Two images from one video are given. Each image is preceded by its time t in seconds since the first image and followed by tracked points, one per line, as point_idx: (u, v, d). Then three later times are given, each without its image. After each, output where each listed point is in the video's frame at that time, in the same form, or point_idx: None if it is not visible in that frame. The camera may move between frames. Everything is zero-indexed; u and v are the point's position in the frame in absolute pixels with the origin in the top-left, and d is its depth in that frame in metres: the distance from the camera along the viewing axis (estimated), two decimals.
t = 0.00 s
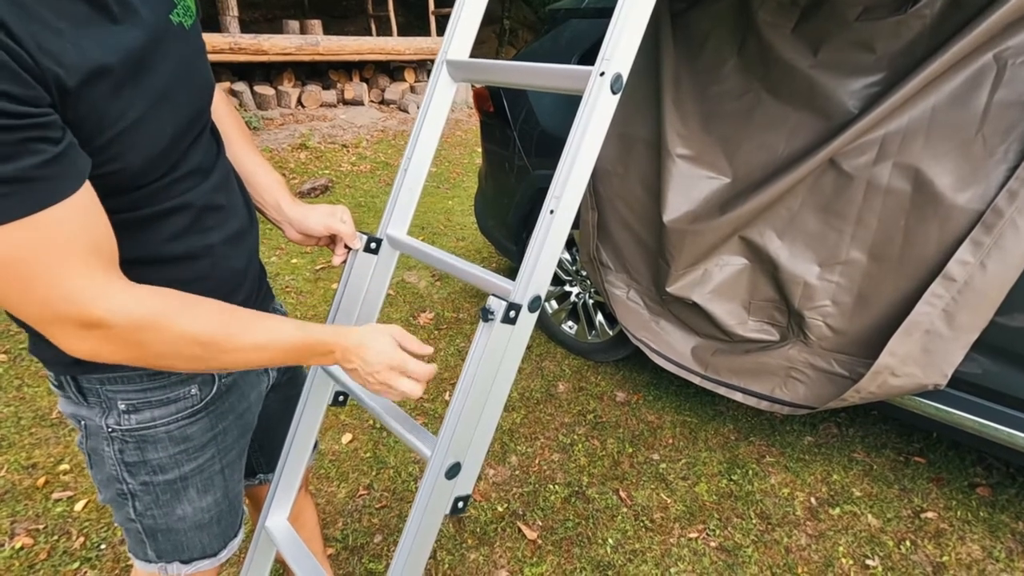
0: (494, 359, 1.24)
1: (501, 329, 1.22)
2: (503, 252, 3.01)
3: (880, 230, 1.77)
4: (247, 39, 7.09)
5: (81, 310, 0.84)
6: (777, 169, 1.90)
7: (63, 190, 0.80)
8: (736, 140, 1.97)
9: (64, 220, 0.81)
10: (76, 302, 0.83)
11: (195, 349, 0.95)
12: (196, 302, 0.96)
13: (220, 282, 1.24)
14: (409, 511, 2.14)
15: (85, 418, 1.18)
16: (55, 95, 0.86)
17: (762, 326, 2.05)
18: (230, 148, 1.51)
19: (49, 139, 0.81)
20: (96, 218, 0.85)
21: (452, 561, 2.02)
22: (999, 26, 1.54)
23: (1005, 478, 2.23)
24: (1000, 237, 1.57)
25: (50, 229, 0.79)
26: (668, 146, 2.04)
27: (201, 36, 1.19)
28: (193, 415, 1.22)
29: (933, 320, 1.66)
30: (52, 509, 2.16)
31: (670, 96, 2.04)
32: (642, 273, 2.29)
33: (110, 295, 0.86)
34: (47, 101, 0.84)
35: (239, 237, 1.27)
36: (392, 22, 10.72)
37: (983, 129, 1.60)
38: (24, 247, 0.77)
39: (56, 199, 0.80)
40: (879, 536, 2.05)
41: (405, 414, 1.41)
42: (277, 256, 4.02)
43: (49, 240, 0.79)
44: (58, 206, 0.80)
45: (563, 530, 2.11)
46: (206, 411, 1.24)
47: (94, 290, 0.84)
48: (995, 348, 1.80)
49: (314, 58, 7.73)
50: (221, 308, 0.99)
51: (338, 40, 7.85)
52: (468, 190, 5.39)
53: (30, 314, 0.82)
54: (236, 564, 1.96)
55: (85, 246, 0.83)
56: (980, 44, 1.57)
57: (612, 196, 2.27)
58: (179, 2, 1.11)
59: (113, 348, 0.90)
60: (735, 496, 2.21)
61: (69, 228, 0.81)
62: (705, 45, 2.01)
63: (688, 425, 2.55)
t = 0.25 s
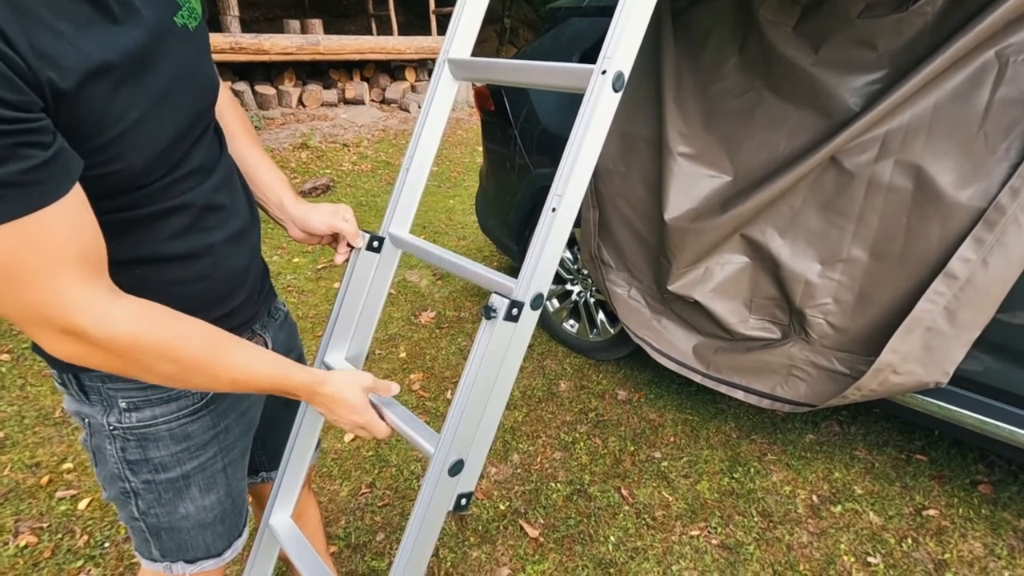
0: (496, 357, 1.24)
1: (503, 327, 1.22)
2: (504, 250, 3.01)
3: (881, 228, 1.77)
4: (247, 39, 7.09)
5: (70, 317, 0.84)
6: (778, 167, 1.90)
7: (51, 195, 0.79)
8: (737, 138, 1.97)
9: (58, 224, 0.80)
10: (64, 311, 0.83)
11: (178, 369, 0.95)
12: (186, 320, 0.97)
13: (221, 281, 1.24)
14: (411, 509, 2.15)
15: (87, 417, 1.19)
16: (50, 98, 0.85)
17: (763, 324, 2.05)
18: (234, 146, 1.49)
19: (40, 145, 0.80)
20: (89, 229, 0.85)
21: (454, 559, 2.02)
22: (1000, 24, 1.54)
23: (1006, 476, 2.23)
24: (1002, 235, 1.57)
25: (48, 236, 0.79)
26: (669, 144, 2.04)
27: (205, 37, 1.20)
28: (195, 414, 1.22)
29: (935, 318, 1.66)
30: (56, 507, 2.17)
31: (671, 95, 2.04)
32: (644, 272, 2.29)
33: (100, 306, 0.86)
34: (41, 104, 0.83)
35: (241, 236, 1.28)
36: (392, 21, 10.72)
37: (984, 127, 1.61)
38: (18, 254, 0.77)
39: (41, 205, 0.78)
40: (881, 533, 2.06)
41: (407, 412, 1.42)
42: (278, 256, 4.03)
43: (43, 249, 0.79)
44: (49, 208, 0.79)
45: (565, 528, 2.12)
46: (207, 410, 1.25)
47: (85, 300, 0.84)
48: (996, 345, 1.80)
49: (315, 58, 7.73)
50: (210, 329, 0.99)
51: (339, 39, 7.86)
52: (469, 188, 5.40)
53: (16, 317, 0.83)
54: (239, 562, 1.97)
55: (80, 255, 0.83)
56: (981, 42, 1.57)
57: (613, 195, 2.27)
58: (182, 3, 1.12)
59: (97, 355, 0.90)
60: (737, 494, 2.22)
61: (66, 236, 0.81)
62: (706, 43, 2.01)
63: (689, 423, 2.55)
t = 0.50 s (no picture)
0: (497, 357, 1.24)
1: (504, 327, 1.23)
2: (505, 250, 3.02)
3: (882, 227, 1.77)
4: (249, 39, 7.10)
5: (72, 316, 0.84)
6: (779, 167, 1.90)
7: (52, 199, 0.79)
8: (738, 137, 1.98)
9: (60, 226, 0.81)
10: (67, 309, 0.84)
11: (180, 369, 0.96)
12: (190, 319, 0.97)
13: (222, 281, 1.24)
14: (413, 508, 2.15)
15: (89, 416, 1.19)
16: (49, 101, 0.86)
17: (764, 323, 2.05)
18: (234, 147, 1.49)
19: (41, 147, 0.80)
20: (92, 231, 0.85)
21: (456, 558, 2.03)
22: (1000, 23, 1.54)
23: (1008, 475, 2.23)
24: (1003, 234, 1.57)
25: (51, 238, 0.80)
26: (670, 144, 2.05)
27: (203, 38, 1.20)
28: (196, 413, 1.23)
29: (936, 317, 1.66)
30: (59, 506, 2.18)
31: (671, 94, 2.05)
32: (645, 271, 2.29)
33: (103, 305, 0.86)
34: (41, 108, 0.83)
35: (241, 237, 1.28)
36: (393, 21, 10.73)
37: (985, 126, 1.61)
38: (18, 254, 0.78)
39: (40, 208, 0.78)
40: (882, 532, 2.06)
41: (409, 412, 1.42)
42: (280, 256, 4.03)
43: (44, 250, 0.79)
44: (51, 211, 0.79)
45: (567, 527, 2.12)
46: (208, 410, 1.25)
47: (86, 299, 0.84)
48: (997, 345, 1.80)
49: (317, 58, 7.73)
50: (213, 330, 0.99)
51: (340, 39, 7.86)
52: (470, 188, 5.40)
53: (20, 314, 0.83)
54: (241, 561, 1.97)
55: (84, 256, 0.83)
56: (982, 41, 1.57)
57: (614, 195, 2.27)
58: (180, 5, 1.12)
59: (99, 352, 0.90)
60: (737, 493, 2.22)
61: (70, 237, 0.82)
62: (707, 43, 2.01)
63: (690, 422, 2.55)
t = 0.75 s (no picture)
0: (496, 356, 1.25)
1: (503, 326, 1.23)
2: (506, 250, 3.02)
3: (882, 227, 1.77)
4: (250, 40, 7.10)
5: (73, 316, 0.85)
6: (779, 167, 1.90)
7: (51, 199, 0.80)
8: (738, 137, 1.98)
9: (60, 228, 0.81)
10: (68, 309, 0.84)
11: (180, 369, 0.96)
12: (191, 319, 0.97)
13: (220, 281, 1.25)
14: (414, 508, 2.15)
15: (88, 417, 1.20)
16: (46, 103, 0.86)
17: (764, 323, 2.05)
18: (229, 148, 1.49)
19: (39, 147, 0.80)
20: (91, 231, 0.85)
21: (457, 557, 2.03)
22: (1001, 23, 1.54)
23: (1009, 475, 2.23)
24: (1003, 234, 1.57)
25: (50, 239, 0.80)
26: (670, 144, 2.05)
27: (198, 39, 1.20)
28: (195, 413, 1.23)
29: (936, 316, 1.66)
30: (61, 506, 2.18)
31: (671, 94, 2.05)
32: (645, 271, 2.30)
33: (103, 305, 0.87)
34: (39, 109, 0.83)
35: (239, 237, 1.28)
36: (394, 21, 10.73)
37: (985, 125, 1.61)
38: (21, 256, 0.78)
39: (41, 208, 0.79)
40: (882, 532, 2.06)
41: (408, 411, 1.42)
42: (281, 255, 4.04)
43: (45, 250, 0.80)
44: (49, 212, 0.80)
45: (567, 526, 2.12)
46: (207, 410, 1.25)
47: (87, 300, 0.85)
48: (997, 344, 1.80)
49: (318, 58, 7.74)
50: (214, 329, 1.00)
51: (341, 40, 7.87)
52: (471, 188, 5.40)
53: (22, 314, 0.84)
54: (243, 560, 1.98)
55: (84, 255, 0.84)
56: (982, 41, 1.57)
57: (615, 194, 2.28)
58: (174, 6, 1.12)
59: (101, 352, 0.91)
60: (738, 492, 2.22)
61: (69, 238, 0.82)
62: (707, 42, 2.01)
63: (691, 422, 2.55)
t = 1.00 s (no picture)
0: (496, 355, 1.25)
1: (503, 325, 1.23)
2: (506, 249, 3.02)
3: (883, 225, 1.77)
4: (251, 40, 7.11)
5: (74, 314, 0.85)
6: (780, 166, 1.90)
7: (49, 196, 0.80)
8: (738, 136, 1.98)
9: (60, 227, 0.81)
10: (70, 308, 0.84)
11: (182, 367, 0.96)
12: (193, 318, 0.97)
13: (217, 279, 1.25)
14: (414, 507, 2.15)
15: (87, 416, 1.20)
16: (42, 101, 0.86)
17: (765, 323, 2.05)
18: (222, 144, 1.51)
19: (36, 145, 0.80)
20: (91, 229, 0.85)
21: (457, 557, 2.03)
22: (1002, 21, 1.54)
23: (1010, 474, 2.23)
24: (1004, 232, 1.56)
25: (54, 238, 0.80)
26: (670, 143, 2.05)
27: (191, 37, 1.19)
28: (193, 413, 1.23)
29: (937, 315, 1.66)
30: (62, 505, 2.18)
31: (671, 93, 2.05)
32: (645, 270, 2.29)
33: (104, 304, 0.87)
34: (35, 107, 0.83)
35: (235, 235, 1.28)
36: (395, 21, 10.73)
37: (986, 124, 1.60)
38: (22, 255, 0.78)
39: (41, 204, 0.79)
40: (883, 532, 2.05)
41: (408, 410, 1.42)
42: (282, 255, 4.04)
43: (46, 249, 0.80)
44: (47, 211, 0.80)
45: (568, 526, 2.12)
46: (205, 409, 1.25)
47: (88, 298, 0.85)
48: (999, 343, 1.80)
49: (319, 58, 7.74)
50: (215, 328, 1.00)
51: (342, 40, 7.87)
52: (471, 188, 5.40)
53: (24, 312, 0.84)
54: (243, 560, 1.97)
55: (87, 254, 0.84)
56: (983, 39, 1.57)
57: (615, 194, 2.27)
58: (167, 4, 1.11)
59: (102, 350, 0.91)
60: (738, 492, 2.22)
61: (71, 236, 0.82)
62: (708, 41, 2.01)
63: (691, 421, 2.55)
